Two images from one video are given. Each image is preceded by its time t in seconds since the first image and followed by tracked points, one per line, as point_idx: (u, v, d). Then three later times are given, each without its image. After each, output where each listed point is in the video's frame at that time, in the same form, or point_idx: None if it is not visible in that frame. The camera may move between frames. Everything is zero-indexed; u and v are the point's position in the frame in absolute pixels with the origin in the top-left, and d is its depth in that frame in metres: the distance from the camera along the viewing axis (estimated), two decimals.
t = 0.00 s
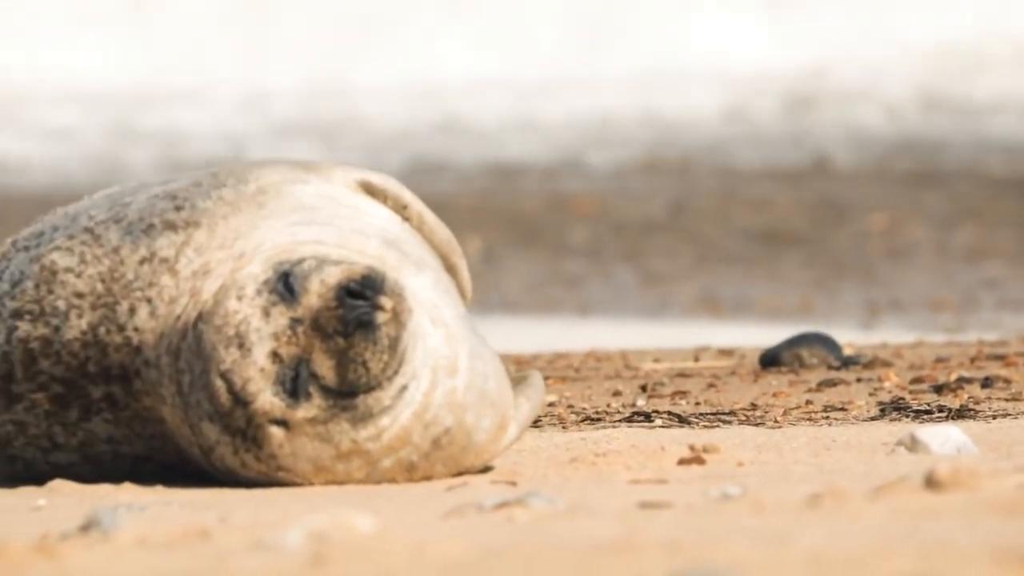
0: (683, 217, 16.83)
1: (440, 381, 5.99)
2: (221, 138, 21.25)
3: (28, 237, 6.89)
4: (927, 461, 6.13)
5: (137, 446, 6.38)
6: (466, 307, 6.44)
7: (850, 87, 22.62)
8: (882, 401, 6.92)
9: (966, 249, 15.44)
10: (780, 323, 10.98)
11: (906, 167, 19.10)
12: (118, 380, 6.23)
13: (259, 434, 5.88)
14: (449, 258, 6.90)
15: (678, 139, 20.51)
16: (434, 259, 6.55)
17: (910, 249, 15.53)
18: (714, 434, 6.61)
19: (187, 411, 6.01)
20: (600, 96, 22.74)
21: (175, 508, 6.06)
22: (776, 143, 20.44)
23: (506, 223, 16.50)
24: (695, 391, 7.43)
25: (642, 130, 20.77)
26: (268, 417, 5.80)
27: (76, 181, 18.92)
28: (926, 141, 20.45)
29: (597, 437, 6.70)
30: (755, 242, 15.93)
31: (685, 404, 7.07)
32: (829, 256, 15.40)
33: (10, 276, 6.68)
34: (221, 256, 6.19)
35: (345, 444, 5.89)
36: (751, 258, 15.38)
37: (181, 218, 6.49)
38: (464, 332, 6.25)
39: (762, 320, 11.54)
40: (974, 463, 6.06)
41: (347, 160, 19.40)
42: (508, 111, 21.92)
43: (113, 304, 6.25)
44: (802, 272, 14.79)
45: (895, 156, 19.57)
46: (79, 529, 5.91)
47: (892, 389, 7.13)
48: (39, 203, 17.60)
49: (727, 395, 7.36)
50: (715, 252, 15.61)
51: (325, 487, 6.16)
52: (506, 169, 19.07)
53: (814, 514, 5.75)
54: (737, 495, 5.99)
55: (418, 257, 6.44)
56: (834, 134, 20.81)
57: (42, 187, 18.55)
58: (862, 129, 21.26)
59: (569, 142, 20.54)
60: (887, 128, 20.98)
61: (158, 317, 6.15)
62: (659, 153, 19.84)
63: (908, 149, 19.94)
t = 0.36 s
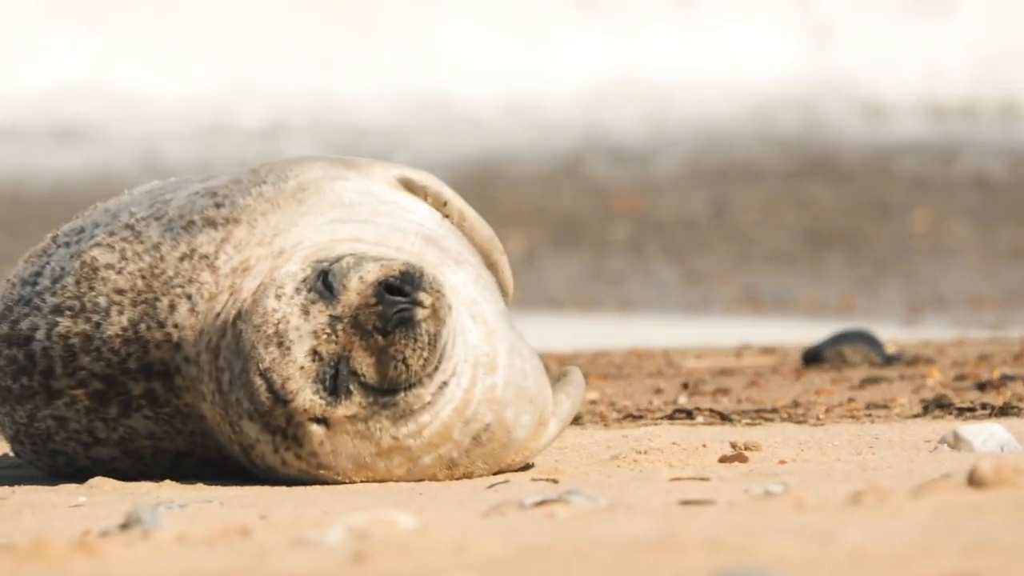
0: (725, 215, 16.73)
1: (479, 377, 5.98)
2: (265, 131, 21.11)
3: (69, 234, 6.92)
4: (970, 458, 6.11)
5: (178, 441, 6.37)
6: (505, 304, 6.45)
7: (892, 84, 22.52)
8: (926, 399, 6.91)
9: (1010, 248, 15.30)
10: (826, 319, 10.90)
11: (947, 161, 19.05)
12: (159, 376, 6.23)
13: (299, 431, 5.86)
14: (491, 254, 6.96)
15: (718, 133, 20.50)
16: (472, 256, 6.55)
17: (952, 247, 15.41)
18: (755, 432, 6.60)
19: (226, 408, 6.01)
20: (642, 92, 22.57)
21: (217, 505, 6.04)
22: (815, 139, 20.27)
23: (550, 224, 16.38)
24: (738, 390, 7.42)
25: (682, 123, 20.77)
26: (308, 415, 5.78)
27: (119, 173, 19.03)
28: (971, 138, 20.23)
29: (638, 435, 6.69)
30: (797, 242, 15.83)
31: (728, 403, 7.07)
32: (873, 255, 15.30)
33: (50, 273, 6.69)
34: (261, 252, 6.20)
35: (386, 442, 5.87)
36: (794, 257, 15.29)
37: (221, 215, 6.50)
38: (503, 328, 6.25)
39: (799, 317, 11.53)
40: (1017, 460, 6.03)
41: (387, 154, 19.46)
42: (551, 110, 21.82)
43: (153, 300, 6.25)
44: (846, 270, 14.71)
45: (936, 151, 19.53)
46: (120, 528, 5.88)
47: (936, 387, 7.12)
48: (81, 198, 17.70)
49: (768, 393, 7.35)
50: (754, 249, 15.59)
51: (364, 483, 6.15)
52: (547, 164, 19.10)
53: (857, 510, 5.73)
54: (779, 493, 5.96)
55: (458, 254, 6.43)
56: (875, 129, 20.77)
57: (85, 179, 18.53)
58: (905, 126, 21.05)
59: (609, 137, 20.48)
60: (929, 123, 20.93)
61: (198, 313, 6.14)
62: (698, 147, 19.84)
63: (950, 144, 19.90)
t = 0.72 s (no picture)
0: (763, 216, 16.69)
1: (513, 375, 5.98)
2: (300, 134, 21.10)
3: (103, 230, 6.94)
4: (1006, 456, 6.09)
5: (213, 439, 6.38)
6: (540, 302, 6.46)
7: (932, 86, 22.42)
8: (963, 398, 6.90)
9: None
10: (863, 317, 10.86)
11: (982, 161, 19.05)
12: (193, 374, 6.23)
13: (333, 431, 5.86)
14: (529, 252, 6.96)
15: (755, 129, 20.45)
16: (507, 254, 6.56)
17: (992, 247, 15.33)
18: (791, 431, 6.59)
19: (260, 406, 6.00)
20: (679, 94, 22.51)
21: (252, 502, 6.03)
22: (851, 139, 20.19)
23: (589, 224, 16.33)
24: (774, 389, 7.41)
25: (718, 116, 20.72)
26: (341, 414, 5.77)
27: (158, 154, 19.11)
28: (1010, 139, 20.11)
29: (674, 434, 6.68)
30: (836, 242, 15.77)
31: (764, 402, 7.07)
32: (912, 256, 15.23)
33: (85, 270, 6.72)
34: (295, 251, 6.21)
35: (421, 441, 5.86)
36: (833, 258, 15.24)
37: (256, 212, 6.51)
38: (537, 327, 6.25)
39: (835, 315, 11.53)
40: None
41: (423, 141, 19.50)
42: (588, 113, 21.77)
43: (187, 298, 6.25)
44: (886, 271, 14.65)
45: (969, 149, 19.51)
46: (154, 525, 5.88)
47: (973, 386, 7.10)
48: (118, 188, 17.72)
49: (805, 392, 7.34)
50: (791, 247, 15.60)
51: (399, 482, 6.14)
52: (584, 158, 19.15)
53: (893, 507, 5.71)
54: (816, 491, 5.94)
55: (492, 253, 6.44)
56: (911, 125, 20.76)
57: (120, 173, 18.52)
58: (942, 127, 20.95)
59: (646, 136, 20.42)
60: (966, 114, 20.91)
61: (232, 311, 6.14)
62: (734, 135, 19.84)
63: (984, 145, 19.88)
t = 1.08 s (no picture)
0: (791, 216, 16.60)
1: (541, 375, 5.96)
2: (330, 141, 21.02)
3: (130, 228, 6.93)
4: None
5: (240, 437, 6.37)
6: (567, 300, 6.45)
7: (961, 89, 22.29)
8: (993, 398, 6.87)
9: None
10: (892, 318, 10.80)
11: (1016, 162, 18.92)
12: (219, 373, 6.21)
13: (361, 430, 5.84)
14: (556, 250, 6.96)
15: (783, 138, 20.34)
16: (535, 253, 6.54)
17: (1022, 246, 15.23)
18: (821, 431, 6.56)
19: (288, 405, 5.99)
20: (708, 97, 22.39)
21: (280, 502, 6.01)
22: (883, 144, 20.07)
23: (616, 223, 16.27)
24: (802, 387, 7.39)
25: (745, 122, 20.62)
26: (369, 414, 5.75)
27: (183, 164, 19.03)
28: None
29: (702, 434, 6.66)
30: (865, 242, 15.69)
31: (793, 402, 7.04)
32: (941, 255, 15.15)
33: (111, 268, 6.71)
34: (321, 250, 6.19)
35: (449, 441, 5.84)
36: (861, 256, 15.16)
37: (283, 210, 6.50)
38: (565, 326, 6.24)
39: (863, 314, 11.48)
40: None
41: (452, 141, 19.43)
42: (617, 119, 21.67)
43: (214, 296, 6.23)
44: (914, 270, 14.58)
45: (999, 153, 19.37)
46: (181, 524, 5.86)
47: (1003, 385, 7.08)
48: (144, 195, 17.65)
49: (833, 390, 7.32)
50: (818, 246, 15.53)
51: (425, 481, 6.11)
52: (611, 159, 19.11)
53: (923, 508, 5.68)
54: (845, 491, 5.91)
55: (519, 252, 6.42)
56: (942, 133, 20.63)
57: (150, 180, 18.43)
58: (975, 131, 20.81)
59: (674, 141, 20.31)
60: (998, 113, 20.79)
61: (259, 310, 6.12)
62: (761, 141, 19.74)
63: (1012, 146, 19.79)
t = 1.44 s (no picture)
0: (811, 215, 16.54)
1: (561, 375, 5.95)
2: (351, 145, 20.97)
3: (149, 229, 6.93)
4: None
5: (260, 437, 6.36)
6: (588, 298, 6.45)
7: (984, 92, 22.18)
8: (1015, 398, 6.86)
9: None
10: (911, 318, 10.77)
11: None
12: (238, 373, 6.20)
13: (383, 430, 5.84)
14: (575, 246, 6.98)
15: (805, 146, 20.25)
16: (555, 252, 6.54)
17: None
18: (842, 430, 6.55)
19: (309, 405, 5.98)
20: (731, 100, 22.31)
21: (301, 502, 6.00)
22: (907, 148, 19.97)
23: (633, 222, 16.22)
24: (823, 387, 7.38)
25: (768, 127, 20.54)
26: (391, 414, 5.75)
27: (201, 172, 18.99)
28: None
29: (723, 433, 6.65)
30: (887, 241, 15.63)
31: (813, 402, 7.03)
32: (962, 254, 15.10)
33: (131, 268, 6.71)
34: (341, 251, 6.18)
35: (470, 442, 5.83)
36: (881, 255, 15.12)
37: (303, 210, 6.50)
38: (586, 326, 6.24)
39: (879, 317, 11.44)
40: None
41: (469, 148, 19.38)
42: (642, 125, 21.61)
43: (234, 296, 6.23)
44: (935, 269, 14.54)
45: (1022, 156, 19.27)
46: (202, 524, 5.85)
47: None
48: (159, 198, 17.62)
49: (854, 389, 7.31)
50: (837, 247, 15.47)
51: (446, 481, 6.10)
52: (627, 162, 19.08)
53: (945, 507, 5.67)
54: (866, 490, 5.90)
55: (540, 252, 6.42)
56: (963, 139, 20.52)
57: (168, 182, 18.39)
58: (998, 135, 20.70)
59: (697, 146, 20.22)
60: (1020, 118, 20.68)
61: (279, 309, 6.11)
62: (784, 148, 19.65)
63: None
